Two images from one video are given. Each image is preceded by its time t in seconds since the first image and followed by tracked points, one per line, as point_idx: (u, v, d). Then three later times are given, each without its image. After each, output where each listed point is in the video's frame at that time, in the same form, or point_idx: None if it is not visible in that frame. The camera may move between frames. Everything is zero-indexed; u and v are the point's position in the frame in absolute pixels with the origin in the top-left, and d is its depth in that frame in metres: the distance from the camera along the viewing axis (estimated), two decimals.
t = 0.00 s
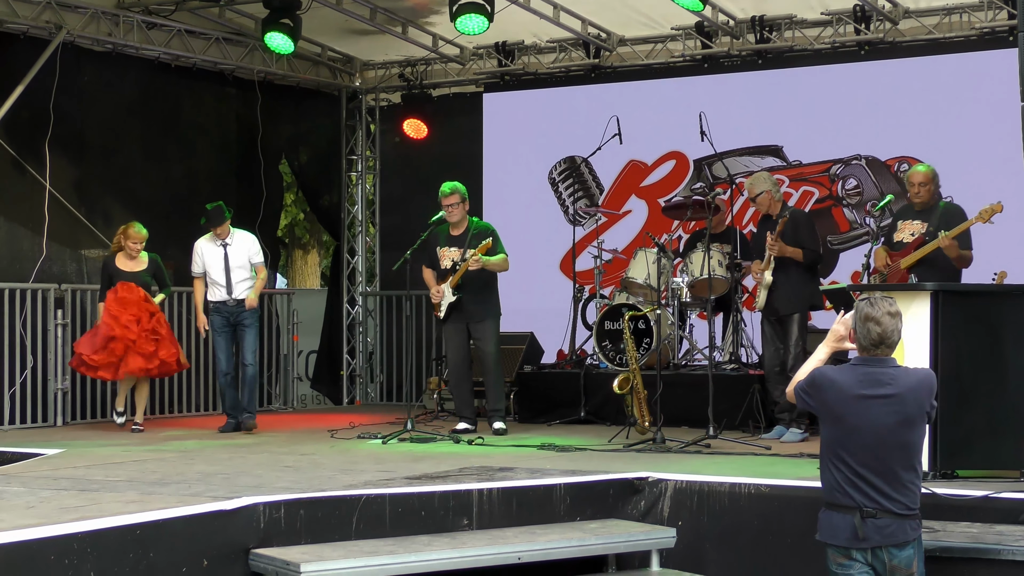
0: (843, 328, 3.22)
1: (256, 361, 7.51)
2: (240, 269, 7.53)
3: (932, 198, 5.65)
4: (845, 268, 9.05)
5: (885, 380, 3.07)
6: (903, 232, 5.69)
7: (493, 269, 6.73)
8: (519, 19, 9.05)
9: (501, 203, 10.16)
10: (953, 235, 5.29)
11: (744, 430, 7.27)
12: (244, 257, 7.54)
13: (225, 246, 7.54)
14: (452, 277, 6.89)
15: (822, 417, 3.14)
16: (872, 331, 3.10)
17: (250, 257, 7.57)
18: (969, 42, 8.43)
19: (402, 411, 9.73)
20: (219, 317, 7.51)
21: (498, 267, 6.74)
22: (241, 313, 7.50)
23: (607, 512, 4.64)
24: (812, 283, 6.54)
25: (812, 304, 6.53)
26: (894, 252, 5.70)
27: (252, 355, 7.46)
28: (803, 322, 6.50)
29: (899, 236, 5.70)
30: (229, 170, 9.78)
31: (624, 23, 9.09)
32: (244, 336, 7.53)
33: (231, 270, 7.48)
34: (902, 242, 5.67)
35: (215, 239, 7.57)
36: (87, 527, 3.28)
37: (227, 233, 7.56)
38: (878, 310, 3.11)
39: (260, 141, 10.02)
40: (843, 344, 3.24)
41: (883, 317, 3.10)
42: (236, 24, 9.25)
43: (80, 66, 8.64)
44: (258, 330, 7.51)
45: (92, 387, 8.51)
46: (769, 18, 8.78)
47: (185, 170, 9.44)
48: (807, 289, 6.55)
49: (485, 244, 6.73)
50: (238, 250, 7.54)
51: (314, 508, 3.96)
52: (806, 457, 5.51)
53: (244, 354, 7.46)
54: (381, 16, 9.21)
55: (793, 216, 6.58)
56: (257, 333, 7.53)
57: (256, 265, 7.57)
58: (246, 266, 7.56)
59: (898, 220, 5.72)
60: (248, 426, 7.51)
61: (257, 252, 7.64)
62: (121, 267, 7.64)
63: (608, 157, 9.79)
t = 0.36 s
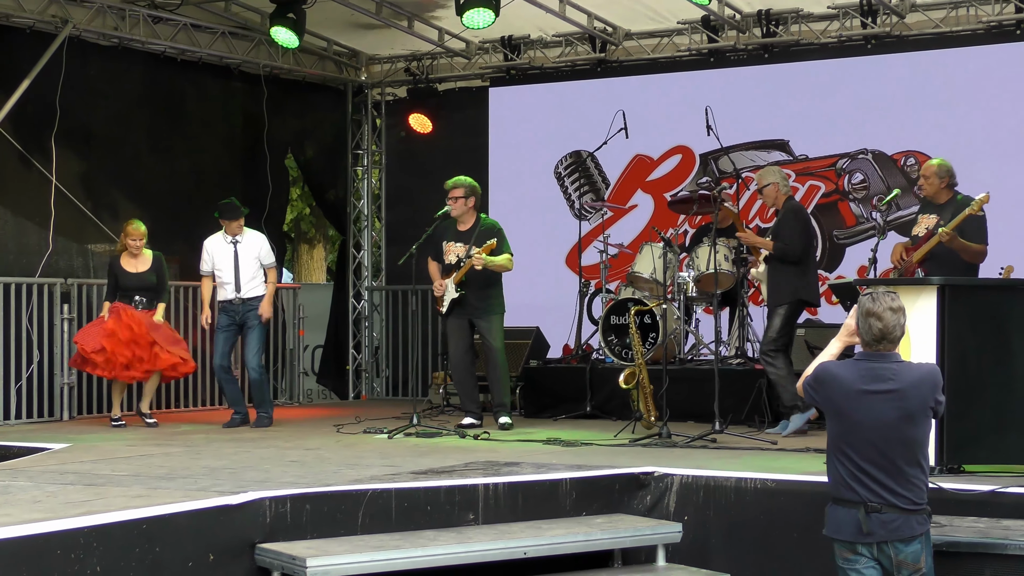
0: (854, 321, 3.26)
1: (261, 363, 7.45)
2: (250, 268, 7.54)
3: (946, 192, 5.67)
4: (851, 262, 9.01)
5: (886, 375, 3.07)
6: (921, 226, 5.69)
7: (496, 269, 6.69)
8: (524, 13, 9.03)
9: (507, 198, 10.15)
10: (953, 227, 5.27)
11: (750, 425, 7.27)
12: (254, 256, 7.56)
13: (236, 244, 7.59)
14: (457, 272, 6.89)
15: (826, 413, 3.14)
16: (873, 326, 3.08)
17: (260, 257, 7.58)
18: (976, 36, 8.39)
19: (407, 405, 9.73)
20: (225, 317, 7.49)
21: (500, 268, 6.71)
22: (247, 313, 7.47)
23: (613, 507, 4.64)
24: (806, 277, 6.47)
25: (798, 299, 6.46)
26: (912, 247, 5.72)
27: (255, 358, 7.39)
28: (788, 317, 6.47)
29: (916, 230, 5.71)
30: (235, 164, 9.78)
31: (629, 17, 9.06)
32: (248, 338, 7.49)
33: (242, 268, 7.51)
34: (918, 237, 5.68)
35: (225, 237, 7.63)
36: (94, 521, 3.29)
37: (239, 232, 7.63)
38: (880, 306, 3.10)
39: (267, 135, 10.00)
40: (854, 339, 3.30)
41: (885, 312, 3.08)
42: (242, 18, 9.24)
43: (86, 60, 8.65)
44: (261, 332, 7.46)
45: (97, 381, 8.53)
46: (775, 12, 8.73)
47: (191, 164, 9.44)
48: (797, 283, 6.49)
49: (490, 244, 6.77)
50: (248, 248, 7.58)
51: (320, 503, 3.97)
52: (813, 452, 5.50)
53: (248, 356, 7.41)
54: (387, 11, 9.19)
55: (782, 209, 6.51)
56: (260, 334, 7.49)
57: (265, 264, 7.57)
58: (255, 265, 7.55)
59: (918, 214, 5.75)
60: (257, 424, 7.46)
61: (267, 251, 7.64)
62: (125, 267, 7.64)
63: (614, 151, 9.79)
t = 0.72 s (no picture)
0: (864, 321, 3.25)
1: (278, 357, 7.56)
2: (264, 264, 7.60)
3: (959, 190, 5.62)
4: (857, 261, 8.99)
5: (887, 375, 3.05)
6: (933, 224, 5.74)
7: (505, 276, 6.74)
8: (529, 12, 9.02)
9: (512, 197, 10.15)
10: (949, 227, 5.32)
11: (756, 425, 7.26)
12: (267, 252, 7.61)
13: (250, 239, 7.61)
14: (464, 273, 6.88)
15: (829, 413, 3.13)
16: (874, 326, 3.07)
17: (273, 253, 7.65)
18: (982, 35, 8.37)
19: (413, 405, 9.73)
20: (240, 312, 7.54)
21: (511, 276, 6.73)
22: (263, 309, 7.56)
23: (619, 508, 4.63)
24: (795, 276, 6.56)
25: (781, 297, 6.57)
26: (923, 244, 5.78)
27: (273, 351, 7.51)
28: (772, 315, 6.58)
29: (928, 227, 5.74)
30: (240, 163, 9.78)
31: (634, 16, 9.04)
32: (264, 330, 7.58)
33: (256, 265, 7.56)
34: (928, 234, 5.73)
35: (239, 232, 7.64)
36: (99, 521, 3.29)
37: (252, 226, 7.65)
38: (881, 306, 3.09)
39: (272, 134, 10.00)
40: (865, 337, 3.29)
41: (886, 312, 3.07)
42: (248, 18, 9.24)
43: (92, 59, 8.66)
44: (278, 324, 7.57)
45: (103, 380, 8.54)
46: (782, 11, 8.70)
47: (196, 163, 9.45)
48: (785, 281, 6.58)
49: (502, 252, 6.79)
50: (262, 244, 7.62)
51: (326, 502, 3.97)
52: (818, 451, 5.49)
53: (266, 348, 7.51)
54: (392, 10, 9.19)
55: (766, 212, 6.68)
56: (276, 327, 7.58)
57: (278, 261, 7.65)
58: (268, 260, 7.62)
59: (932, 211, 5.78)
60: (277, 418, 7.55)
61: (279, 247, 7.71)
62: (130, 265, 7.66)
63: (620, 151, 9.80)
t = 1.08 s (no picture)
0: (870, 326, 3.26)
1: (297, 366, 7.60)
2: (286, 267, 7.67)
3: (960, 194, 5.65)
4: (861, 264, 9.00)
5: (889, 379, 3.05)
6: (935, 227, 5.76)
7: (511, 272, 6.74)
8: (533, 15, 9.03)
9: (516, 200, 10.15)
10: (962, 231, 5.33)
11: (760, 428, 7.27)
12: (289, 255, 7.69)
13: (274, 241, 7.69)
14: (469, 276, 6.89)
15: (833, 417, 3.13)
16: (876, 330, 3.08)
17: (295, 256, 7.72)
18: (986, 38, 8.37)
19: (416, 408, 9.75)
20: (260, 312, 7.59)
21: (516, 273, 6.72)
22: (283, 312, 7.61)
23: (622, 510, 4.63)
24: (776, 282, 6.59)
25: (762, 305, 6.61)
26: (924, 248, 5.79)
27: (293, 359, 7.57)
28: (756, 324, 6.62)
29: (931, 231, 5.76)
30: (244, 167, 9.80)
31: (638, 19, 9.05)
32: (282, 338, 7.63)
33: (279, 267, 7.62)
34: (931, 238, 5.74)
35: (263, 233, 7.71)
36: (103, 524, 3.30)
37: (276, 228, 7.72)
38: (883, 309, 3.09)
39: (276, 137, 10.01)
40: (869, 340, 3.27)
41: (888, 315, 3.08)
42: (252, 22, 9.26)
43: (96, 62, 8.68)
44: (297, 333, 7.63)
45: (106, 383, 8.56)
46: (785, 14, 8.72)
47: (200, 166, 9.46)
48: (766, 288, 6.62)
49: (507, 251, 6.82)
50: (285, 247, 7.69)
51: (329, 505, 3.97)
52: (822, 455, 5.49)
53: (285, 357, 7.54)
54: (397, 13, 9.21)
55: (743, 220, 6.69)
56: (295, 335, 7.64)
57: (300, 264, 7.72)
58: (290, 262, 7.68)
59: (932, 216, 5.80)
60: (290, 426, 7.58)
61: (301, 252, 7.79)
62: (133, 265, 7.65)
63: (622, 153, 9.76)
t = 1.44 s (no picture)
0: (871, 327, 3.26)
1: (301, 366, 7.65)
2: (297, 270, 7.72)
3: (953, 197, 5.64)
4: (861, 266, 9.00)
5: (890, 381, 3.05)
6: (929, 230, 5.71)
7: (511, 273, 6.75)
8: (534, 18, 9.05)
9: (516, 203, 10.15)
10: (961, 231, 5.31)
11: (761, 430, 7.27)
12: (300, 258, 7.75)
13: (285, 243, 7.75)
14: (469, 277, 6.89)
15: (833, 418, 3.13)
16: (878, 331, 3.07)
17: (305, 260, 7.78)
18: (986, 41, 8.37)
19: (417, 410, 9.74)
20: (271, 316, 7.65)
21: (516, 273, 6.76)
22: (293, 314, 7.66)
23: (623, 513, 4.63)
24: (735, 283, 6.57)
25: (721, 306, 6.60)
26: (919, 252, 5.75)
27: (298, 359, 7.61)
28: (722, 324, 6.56)
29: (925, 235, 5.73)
30: (245, 169, 9.81)
31: (639, 22, 9.06)
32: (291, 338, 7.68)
33: (291, 268, 7.67)
34: (927, 242, 5.71)
35: (274, 235, 7.77)
36: (104, 526, 3.30)
37: (288, 231, 7.79)
38: (885, 311, 3.09)
39: (276, 140, 10.03)
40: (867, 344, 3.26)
41: (890, 317, 3.08)
42: (253, 24, 9.27)
43: (97, 65, 8.69)
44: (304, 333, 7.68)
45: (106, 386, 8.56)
46: (786, 17, 8.73)
47: (201, 168, 9.48)
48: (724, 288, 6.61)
49: (505, 248, 6.83)
50: (295, 249, 7.74)
51: (330, 507, 3.98)
52: (822, 457, 5.48)
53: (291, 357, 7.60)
54: (397, 16, 9.23)
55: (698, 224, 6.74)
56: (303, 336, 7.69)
57: (310, 267, 7.78)
58: (298, 264, 7.73)
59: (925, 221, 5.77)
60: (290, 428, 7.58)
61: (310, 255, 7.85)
62: (132, 270, 7.65)
63: (623, 155, 9.79)
